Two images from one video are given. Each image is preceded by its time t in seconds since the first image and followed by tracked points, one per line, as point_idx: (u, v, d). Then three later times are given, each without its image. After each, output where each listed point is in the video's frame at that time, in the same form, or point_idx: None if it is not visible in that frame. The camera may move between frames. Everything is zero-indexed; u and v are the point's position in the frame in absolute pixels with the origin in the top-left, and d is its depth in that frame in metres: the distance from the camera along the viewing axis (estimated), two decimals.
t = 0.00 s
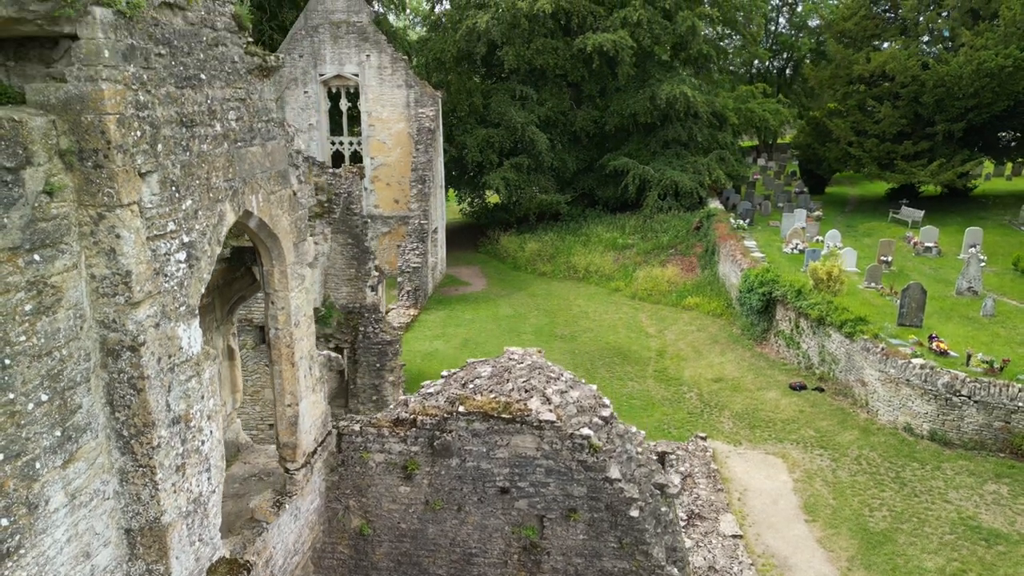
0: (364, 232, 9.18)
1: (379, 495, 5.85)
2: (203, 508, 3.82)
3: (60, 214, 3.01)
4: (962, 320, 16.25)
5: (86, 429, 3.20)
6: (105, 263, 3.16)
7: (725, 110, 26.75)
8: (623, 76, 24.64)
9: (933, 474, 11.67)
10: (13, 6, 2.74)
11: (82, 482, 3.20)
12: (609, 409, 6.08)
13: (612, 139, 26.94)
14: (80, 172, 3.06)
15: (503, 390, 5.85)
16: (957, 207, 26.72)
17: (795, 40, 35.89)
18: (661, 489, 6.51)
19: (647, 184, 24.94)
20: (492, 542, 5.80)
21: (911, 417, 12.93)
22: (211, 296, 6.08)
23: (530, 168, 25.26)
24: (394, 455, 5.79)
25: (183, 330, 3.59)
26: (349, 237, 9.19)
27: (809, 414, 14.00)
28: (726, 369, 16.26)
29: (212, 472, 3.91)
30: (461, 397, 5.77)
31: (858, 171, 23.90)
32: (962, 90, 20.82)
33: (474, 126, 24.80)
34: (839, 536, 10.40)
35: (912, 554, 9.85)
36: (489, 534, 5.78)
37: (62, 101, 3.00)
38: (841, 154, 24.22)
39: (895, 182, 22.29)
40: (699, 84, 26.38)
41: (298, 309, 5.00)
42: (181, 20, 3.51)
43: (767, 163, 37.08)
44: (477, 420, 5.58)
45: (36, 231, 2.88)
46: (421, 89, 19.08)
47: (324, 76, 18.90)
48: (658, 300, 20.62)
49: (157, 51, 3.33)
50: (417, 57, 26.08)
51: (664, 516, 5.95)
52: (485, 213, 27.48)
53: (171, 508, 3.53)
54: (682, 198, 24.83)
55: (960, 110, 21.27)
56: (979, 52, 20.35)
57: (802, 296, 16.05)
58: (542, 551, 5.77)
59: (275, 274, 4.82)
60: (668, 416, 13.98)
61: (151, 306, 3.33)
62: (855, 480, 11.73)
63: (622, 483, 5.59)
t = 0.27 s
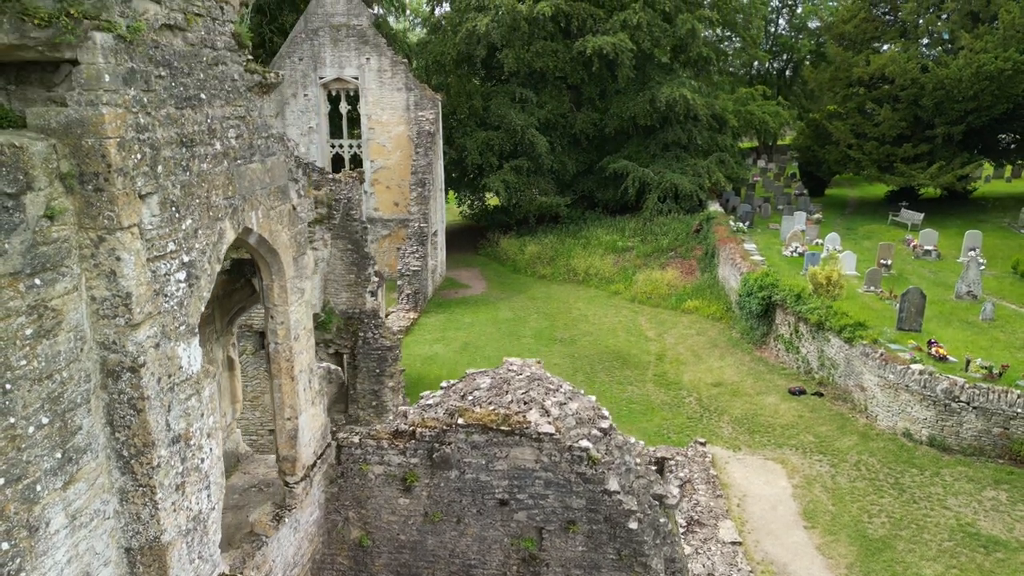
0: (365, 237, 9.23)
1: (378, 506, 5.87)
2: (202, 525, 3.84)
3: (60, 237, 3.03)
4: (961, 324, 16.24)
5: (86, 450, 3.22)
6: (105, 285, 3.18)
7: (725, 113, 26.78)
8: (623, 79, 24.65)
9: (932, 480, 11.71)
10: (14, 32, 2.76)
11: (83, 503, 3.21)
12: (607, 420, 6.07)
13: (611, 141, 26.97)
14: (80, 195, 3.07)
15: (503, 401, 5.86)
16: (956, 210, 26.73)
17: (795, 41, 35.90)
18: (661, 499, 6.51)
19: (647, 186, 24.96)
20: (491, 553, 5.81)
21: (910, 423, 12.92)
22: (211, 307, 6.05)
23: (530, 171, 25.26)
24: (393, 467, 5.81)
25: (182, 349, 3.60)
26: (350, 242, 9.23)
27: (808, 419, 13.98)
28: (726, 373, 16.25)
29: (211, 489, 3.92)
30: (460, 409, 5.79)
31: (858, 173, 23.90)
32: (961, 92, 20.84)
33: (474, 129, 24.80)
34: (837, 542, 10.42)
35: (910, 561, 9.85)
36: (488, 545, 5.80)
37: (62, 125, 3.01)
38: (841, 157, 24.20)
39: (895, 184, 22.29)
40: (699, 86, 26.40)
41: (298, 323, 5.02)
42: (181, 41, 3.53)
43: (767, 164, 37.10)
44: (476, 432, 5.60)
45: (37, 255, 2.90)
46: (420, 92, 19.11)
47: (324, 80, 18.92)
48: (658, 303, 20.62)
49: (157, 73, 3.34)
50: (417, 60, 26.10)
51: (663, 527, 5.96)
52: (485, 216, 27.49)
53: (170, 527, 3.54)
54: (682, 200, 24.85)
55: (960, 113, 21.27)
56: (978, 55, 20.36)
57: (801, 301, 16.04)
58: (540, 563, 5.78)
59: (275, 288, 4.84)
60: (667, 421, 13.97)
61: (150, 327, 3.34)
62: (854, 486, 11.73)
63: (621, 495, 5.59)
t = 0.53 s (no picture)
0: (364, 244, 9.35)
1: (377, 517, 5.89)
2: (201, 542, 3.86)
3: (61, 260, 3.05)
4: (960, 329, 16.24)
5: (86, 470, 3.24)
6: (106, 307, 3.20)
7: (724, 115, 26.82)
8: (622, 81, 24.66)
9: (931, 486, 11.70)
10: (14, 60, 2.78)
11: (83, 524, 3.23)
12: (606, 432, 6.07)
13: (611, 144, 27.01)
14: (80, 219, 3.10)
15: (501, 413, 5.88)
16: (955, 213, 26.77)
17: (795, 43, 35.92)
18: (659, 509, 6.52)
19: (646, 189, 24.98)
20: (490, 564, 5.82)
21: (908, 428, 12.93)
22: (211, 319, 6.04)
23: (530, 173, 25.27)
24: (392, 479, 5.83)
25: (182, 369, 3.63)
26: (349, 249, 9.34)
27: (807, 424, 13.99)
28: (725, 377, 16.24)
29: (210, 506, 3.94)
30: (459, 421, 5.81)
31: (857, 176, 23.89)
32: (960, 95, 20.85)
33: (474, 131, 24.80)
34: (836, 549, 10.40)
35: (908, 568, 9.85)
36: (486, 557, 5.81)
37: (63, 150, 3.03)
38: (841, 159, 24.15)
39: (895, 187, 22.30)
40: (699, 89, 26.41)
41: (297, 337, 5.05)
42: (181, 63, 3.55)
43: (767, 166, 37.13)
44: (475, 444, 5.62)
45: (37, 280, 2.92)
46: (420, 95, 19.13)
47: (324, 83, 18.93)
48: (657, 306, 20.61)
49: (158, 96, 3.36)
50: (416, 62, 26.10)
51: (661, 539, 5.98)
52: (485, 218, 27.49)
53: (170, 545, 3.56)
54: (682, 203, 24.87)
55: (959, 116, 21.27)
56: (977, 59, 20.38)
57: (801, 305, 16.02)
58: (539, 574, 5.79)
59: (274, 303, 4.87)
60: (666, 426, 13.97)
61: (150, 348, 3.36)
62: (853, 492, 11.71)
63: (620, 507, 5.61)
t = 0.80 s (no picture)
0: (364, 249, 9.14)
1: (376, 530, 5.93)
2: (200, 561, 3.88)
3: (61, 285, 3.07)
4: (959, 333, 16.22)
5: (86, 492, 3.27)
6: (106, 330, 3.23)
7: (724, 118, 26.85)
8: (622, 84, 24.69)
9: (929, 493, 11.45)
10: (17, 90, 2.84)
11: (84, 546, 3.26)
12: (603, 444, 6.07)
13: (610, 146, 27.01)
14: (80, 244, 3.13)
15: (499, 425, 5.88)
16: (955, 216, 26.78)
17: (795, 45, 35.96)
18: (657, 521, 6.53)
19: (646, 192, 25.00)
20: None
21: (906, 434, 12.69)
22: (210, 331, 6.12)
23: (529, 176, 25.27)
24: (391, 492, 5.87)
25: (182, 390, 3.66)
26: (349, 255, 9.16)
27: (806, 429, 13.70)
28: (723, 382, 15.98)
29: (209, 524, 3.97)
30: (456, 434, 5.83)
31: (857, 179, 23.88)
32: (959, 98, 20.91)
33: (474, 134, 24.80)
34: (834, 556, 10.18)
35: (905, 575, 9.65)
36: (484, 569, 5.84)
37: (63, 176, 3.06)
38: (840, 162, 24.07)
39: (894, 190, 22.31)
40: (698, 92, 26.43)
41: (295, 352, 5.09)
42: (180, 86, 3.59)
43: (767, 168, 37.14)
44: (472, 457, 5.65)
45: (37, 306, 2.94)
46: (420, 99, 19.16)
47: (324, 86, 18.94)
48: (657, 310, 20.58)
49: (157, 120, 3.39)
50: (416, 65, 26.11)
51: (658, 550, 6.00)
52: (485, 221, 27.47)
53: (169, 565, 3.59)
54: (681, 206, 24.89)
55: (958, 119, 21.30)
56: (976, 62, 20.38)
57: (799, 310, 15.81)
58: None
59: (273, 319, 4.91)
60: (665, 432, 13.79)
61: (150, 371, 3.39)
62: (851, 499, 11.42)
63: (617, 519, 5.64)
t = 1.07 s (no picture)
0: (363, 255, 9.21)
1: (374, 542, 5.98)
2: None
3: (62, 312, 3.11)
4: (957, 338, 16.23)
5: (87, 515, 3.29)
6: (106, 355, 3.26)
7: (723, 121, 26.89)
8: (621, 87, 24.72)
9: (927, 500, 11.37)
10: (17, 122, 2.86)
11: (82, 570, 3.28)
12: (601, 457, 6.09)
13: (610, 149, 27.05)
14: (81, 270, 3.16)
15: (497, 438, 5.90)
16: (954, 219, 26.79)
17: (794, 47, 36.02)
18: (655, 532, 6.55)
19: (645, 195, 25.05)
20: None
21: (905, 440, 12.63)
22: (211, 346, 6.14)
23: (529, 179, 25.29)
24: (389, 505, 5.91)
25: (181, 412, 3.70)
26: (348, 261, 9.21)
27: (804, 435, 13.64)
28: (722, 387, 15.91)
29: (207, 543, 4.00)
30: (455, 447, 5.85)
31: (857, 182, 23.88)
32: (958, 102, 20.86)
33: (474, 137, 24.82)
34: (832, 563, 10.12)
35: None
36: None
37: (64, 204, 3.09)
38: (839, 165, 24.06)
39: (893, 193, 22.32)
40: (698, 95, 26.47)
41: (294, 368, 5.13)
42: (180, 110, 3.63)
43: (766, 170, 37.17)
44: (471, 471, 5.67)
45: (38, 333, 2.97)
46: (420, 102, 19.20)
47: (324, 89, 18.98)
48: (656, 313, 20.58)
49: (157, 145, 3.43)
50: (416, 67, 26.13)
51: (656, 563, 6.02)
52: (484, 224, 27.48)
53: None
54: (681, 209, 24.93)
55: (957, 122, 21.30)
56: (975, 65, 20.39)
57: (798, 315, 15.73)
58: None
59: (272, 336, 4.95)
60: (664, 437, 13.75)
61: (149, 394, 3.42)
62: (849, 505, 11.38)
63: (614, 533, 5.67)
